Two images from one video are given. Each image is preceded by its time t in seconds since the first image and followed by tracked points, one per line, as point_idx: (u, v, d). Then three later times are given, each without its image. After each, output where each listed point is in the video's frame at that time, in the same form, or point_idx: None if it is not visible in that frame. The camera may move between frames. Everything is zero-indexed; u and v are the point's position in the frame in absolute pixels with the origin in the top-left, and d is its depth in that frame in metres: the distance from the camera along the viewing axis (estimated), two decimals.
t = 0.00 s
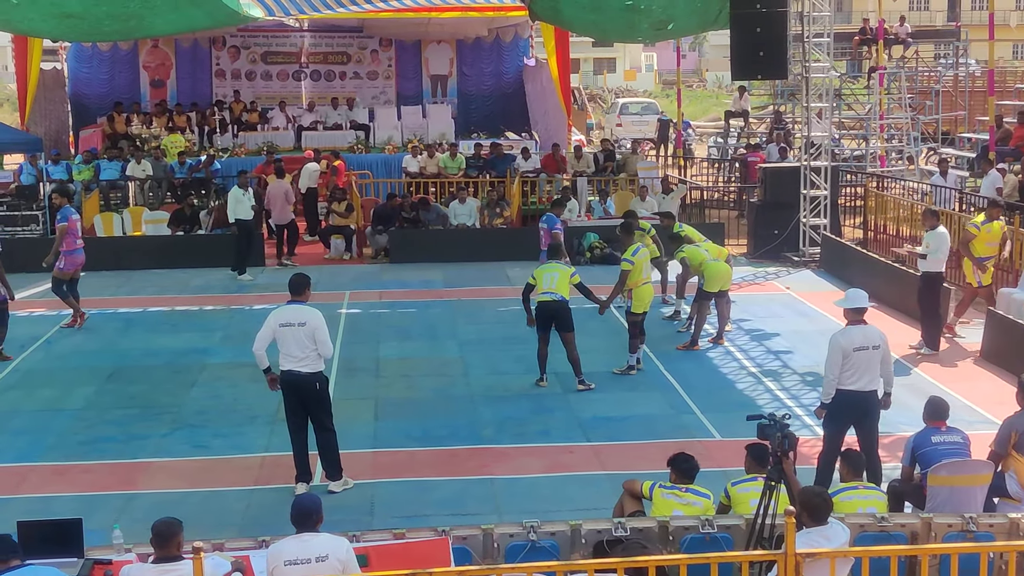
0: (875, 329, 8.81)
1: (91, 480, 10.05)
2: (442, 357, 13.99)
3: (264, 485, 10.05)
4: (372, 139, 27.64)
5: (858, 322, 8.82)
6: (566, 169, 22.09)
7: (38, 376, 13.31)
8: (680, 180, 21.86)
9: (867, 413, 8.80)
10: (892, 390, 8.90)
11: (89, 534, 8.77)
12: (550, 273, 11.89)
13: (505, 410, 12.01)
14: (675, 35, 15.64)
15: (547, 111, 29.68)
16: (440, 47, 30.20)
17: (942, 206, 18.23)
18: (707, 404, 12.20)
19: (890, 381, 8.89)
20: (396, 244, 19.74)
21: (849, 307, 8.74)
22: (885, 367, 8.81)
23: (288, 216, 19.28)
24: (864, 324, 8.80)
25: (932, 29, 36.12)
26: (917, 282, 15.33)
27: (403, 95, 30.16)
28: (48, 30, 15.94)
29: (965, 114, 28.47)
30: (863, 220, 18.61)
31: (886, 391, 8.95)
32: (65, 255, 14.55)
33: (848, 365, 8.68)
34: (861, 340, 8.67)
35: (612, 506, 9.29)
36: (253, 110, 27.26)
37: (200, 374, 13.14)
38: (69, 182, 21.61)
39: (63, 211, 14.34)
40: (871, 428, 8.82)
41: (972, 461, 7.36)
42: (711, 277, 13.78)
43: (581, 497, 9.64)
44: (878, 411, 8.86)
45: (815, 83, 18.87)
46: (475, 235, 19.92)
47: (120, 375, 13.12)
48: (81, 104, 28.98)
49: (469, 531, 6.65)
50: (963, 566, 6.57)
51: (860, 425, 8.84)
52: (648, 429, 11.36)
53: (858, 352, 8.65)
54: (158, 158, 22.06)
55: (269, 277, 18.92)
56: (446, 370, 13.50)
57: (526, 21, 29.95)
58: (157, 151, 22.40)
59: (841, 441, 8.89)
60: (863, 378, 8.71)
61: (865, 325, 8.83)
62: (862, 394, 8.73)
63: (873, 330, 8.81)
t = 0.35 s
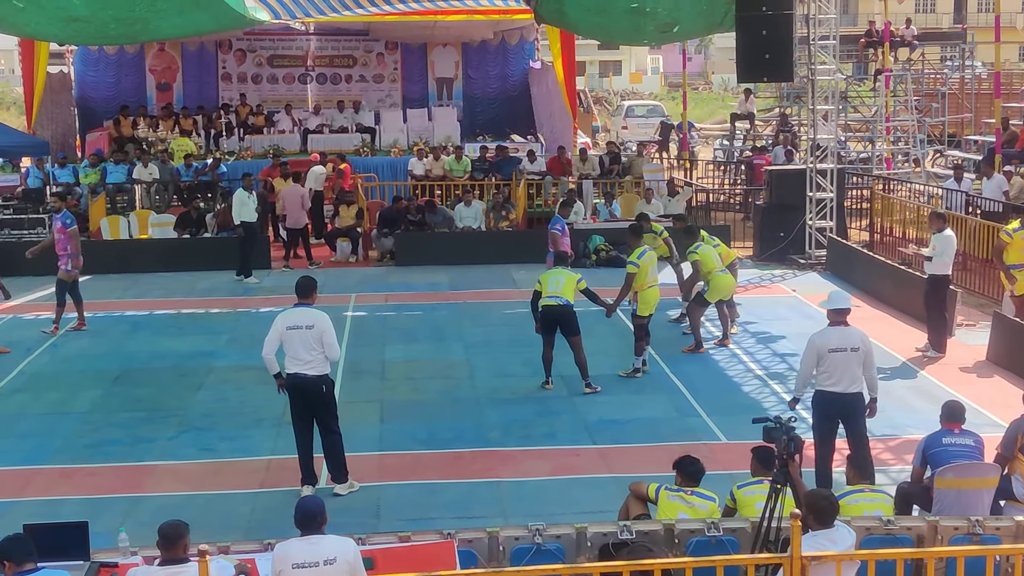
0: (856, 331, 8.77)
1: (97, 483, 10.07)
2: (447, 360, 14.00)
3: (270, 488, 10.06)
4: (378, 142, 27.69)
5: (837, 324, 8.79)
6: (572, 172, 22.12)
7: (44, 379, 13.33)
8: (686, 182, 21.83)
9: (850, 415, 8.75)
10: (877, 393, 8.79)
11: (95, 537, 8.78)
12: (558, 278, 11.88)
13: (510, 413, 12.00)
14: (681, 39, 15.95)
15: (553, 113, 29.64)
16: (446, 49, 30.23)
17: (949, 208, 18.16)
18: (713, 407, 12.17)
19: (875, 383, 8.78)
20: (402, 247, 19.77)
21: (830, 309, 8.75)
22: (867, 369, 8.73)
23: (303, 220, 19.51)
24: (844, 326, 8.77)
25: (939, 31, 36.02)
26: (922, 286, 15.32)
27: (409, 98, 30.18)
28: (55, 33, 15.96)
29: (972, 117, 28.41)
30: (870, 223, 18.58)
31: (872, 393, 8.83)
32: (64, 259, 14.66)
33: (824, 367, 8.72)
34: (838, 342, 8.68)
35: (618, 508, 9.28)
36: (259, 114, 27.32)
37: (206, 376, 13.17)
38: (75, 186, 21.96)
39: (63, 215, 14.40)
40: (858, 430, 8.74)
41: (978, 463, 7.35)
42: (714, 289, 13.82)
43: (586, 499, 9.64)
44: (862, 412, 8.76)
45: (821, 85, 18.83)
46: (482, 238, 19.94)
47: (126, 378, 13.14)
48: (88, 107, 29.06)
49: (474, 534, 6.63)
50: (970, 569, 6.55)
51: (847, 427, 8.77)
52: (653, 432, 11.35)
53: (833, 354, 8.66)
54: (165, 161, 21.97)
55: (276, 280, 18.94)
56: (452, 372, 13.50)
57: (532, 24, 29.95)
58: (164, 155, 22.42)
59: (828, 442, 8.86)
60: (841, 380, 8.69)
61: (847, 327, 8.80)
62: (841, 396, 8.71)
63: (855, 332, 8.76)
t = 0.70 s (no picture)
0: (850, 331, 8.75)
1: (98, 483, 10.07)
2: (448, 360, 14.00)
3: (271, 488, 10.06)
4: (379, 142, 27.70)
5: (831, 323, 8.78)
6: (573, 172, 22.12)
7: (44, 380, 13.33)
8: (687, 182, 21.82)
9: (844, 414, 8.74)
10: (872, 394, 8.76)
11: (96, 538, 8.79)
12: (572, 282, 11.83)
13: (511, 413, 11.99)
14: (681, 40, 15.90)
15: (554, 112, 29.62)
16: (447, 49, 30.24)
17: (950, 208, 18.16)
18: (715, 407, 12.16)
19: (871, 383, 8.73)
20: (404, 247, 19.78)
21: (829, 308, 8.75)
22: (863, 369, 8.69)
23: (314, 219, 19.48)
24: (840, 326, 8.75)
25: (941, 30, 35.98)
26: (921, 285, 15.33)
27: (410, 98, 30.19)
28: (56, 34, 15.98)
29: (974, 116, 28.36)
30: (871, 222, 18.58)
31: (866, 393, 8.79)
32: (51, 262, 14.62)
33: (816, 366, 8.74)
34: (831, 341, 8.68)
35: (619, 508, 9.28)
36: (261, 113, 27.33)
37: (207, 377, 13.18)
38: (76, 186, 21.95)
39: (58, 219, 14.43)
40: (852, 431, 8.72)
41: (982, 463, 7.34)
42: (724, 280, 13.90)
43: (588, 499, 9.64)
44: (854, 412, 8.73)
45: (822, 84, 18.82)
46: (483, 238, 19.93)
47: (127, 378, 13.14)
48: (89, 108, 29.06)
49: (475, 534, 6.62)
50: (971, 569, 6.55)
51: (841, 427, 8.76)
52: (654, 432, 11.35)
53: (825, 353, 8.68)
54: (166, 162, 21.96)
55: (278, 280, 18.95)
56: (453, 372, 13.50)
57: (533, 24, 29.94)
58: (165, 155, 22.42)
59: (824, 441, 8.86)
60: (834, 379, 8.69)
61: (841, 326, 8.78)
62: (834, 395, 8.71)
63: (849, 331, 8.74)
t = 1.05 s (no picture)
0: (853, 330, 8.74)
1: (99, 483, 10.07)
2: (449, 360, 13.99)
3: (272, 488, 10.07)
4: (380, 141, 27.68)
5: (836, 322, 8.79)
6: (573, 171, 22.10)
7: (46, 379, 13.33)
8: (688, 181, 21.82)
9: (847, 413, 8.74)
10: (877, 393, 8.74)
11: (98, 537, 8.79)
12: (594, 285, 11.81)
13: (512, 412, 11.99)
14: (684, 37, 16.11)
15: (554, 111, 29.61)
16: (448, 49, 30.23)
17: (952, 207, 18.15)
18: (716, 406, 12.16)
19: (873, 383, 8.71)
20: (404, 246, 19.78)
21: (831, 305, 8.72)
22: (865, 368, 8.66)
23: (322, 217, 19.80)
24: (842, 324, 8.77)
25: (941, 28, 35.96)
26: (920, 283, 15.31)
27: (411, 97, 30.19)
28: (56, 33, 15.98)
29: (974, 115, 28.33)
30: (872, 221, 18.57)
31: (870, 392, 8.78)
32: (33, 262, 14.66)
33: (818, 365, 8.75)
34: (832, 340, 8.69)
35: (620, 507, 9.29)
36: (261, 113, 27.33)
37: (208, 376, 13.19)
38: (77, 185, 21.90)
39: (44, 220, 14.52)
40: (857, 429, 8.71)
41: (982, 462, 7.34)
42: (725, 280, 13.91)
43: (589, 498, 9.64)
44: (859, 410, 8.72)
45: (823, 84, 18.81)
46: (483, 237, 19.95)
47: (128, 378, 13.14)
48: (90, 107, 29.05)
49: (477, 533, 6.62)
50: (972, 568, 6.55)
51: (847, 426, 8.76)
52: (655, 431, 11.34)
53: (826, 351, 8.69)
54: (166, 160, 21.99)
55: (279, 279, 18.95)
56: (454, 372, 13.50)
57: (533, 23, 29.94)
58: (166, 154, 22.42)
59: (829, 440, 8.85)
60: (836, 378, 8.69)
61: (845, 324, 8.78)
62: (835, 394, 8.72)
63: (853, 330, 8.74)
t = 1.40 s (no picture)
0: (871, 330, 8.70)
1: (97, 482, 10.07)
2: (447, 358, 13.99)
3: (271, 486, 10.07)
4: (378, 139, 27.65)
5: (855, 321, 8.79)
6: (571, 169, 22.07)
7: (44, 378, 13.33)
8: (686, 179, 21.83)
9: (861, 412, 8.76)
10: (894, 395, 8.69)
11: (96, 536, 8.79)
12: (614, 285, 11.79)
13: (511, 411, 12.00)
14: (682, 35, 16.01)
15: (552, 109, 29.60)
16: (446, 47, 30.21)
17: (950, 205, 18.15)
18: (715, 404, 12.16)
19: (890, 383, 8.67)
20: (402, 245, 19.77)
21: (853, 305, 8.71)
22: (881, 368, 8.63)
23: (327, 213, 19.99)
24: (861, 324, 8.76)
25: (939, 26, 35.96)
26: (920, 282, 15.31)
27: (409, 96, 30.19)
28: (54, 32, 15.97)
29: (972, 112, 28.33)
30: (870, 219, 18.58)
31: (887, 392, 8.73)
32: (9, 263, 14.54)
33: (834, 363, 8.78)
34: (849, 338, 8.72)
35: (619, 505, 9.30)
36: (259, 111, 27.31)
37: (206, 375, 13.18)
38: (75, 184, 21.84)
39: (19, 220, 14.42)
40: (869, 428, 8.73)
41: (981, 460, 7.34)
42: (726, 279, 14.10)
43: (587, 496, 9.64)
44: (874, 410, 8.71)
45: (821, 81, 18.81)
46: (480, 236, 19.95)
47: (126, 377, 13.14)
48: (88, 106, 29.01)
49: (475, 532, 6.62)
50: (970, 565, 6.56)
51: (861, 424, 8.78)
52: (654, 429, 11.35)
53: (842, 349, 8.72)
54: (164, 159, 21.99)
55: (277, 278, 18.95)
56: (453, 371, 13.50)
57: (531, 21, 29.94)
58: (164, 152, 22.42)
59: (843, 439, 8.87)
60: (850, 377, 8.71)
61: (865, 324, 8.77)
62: (849, 392, 8.74)
63: (872, 330, 8.71)
